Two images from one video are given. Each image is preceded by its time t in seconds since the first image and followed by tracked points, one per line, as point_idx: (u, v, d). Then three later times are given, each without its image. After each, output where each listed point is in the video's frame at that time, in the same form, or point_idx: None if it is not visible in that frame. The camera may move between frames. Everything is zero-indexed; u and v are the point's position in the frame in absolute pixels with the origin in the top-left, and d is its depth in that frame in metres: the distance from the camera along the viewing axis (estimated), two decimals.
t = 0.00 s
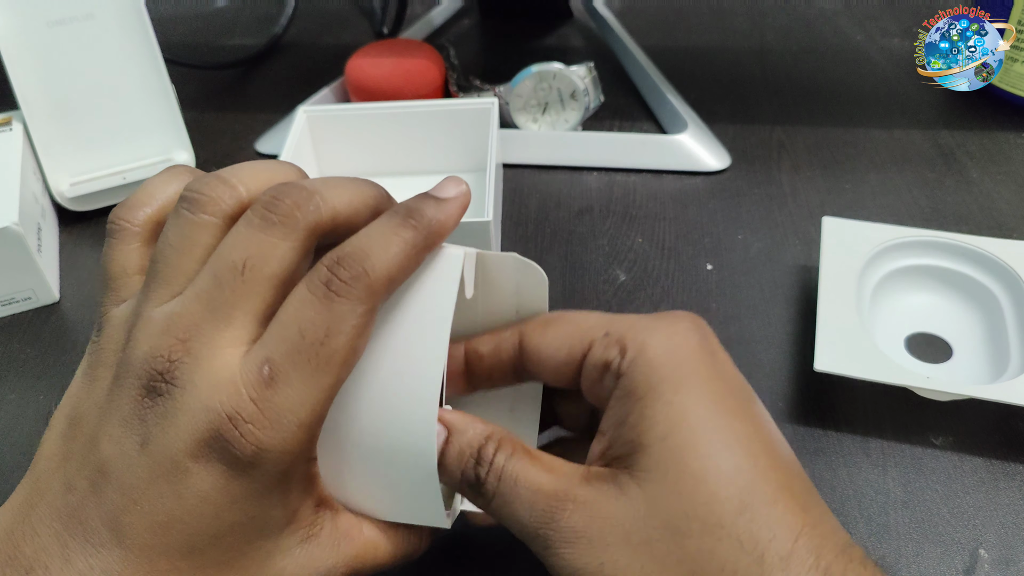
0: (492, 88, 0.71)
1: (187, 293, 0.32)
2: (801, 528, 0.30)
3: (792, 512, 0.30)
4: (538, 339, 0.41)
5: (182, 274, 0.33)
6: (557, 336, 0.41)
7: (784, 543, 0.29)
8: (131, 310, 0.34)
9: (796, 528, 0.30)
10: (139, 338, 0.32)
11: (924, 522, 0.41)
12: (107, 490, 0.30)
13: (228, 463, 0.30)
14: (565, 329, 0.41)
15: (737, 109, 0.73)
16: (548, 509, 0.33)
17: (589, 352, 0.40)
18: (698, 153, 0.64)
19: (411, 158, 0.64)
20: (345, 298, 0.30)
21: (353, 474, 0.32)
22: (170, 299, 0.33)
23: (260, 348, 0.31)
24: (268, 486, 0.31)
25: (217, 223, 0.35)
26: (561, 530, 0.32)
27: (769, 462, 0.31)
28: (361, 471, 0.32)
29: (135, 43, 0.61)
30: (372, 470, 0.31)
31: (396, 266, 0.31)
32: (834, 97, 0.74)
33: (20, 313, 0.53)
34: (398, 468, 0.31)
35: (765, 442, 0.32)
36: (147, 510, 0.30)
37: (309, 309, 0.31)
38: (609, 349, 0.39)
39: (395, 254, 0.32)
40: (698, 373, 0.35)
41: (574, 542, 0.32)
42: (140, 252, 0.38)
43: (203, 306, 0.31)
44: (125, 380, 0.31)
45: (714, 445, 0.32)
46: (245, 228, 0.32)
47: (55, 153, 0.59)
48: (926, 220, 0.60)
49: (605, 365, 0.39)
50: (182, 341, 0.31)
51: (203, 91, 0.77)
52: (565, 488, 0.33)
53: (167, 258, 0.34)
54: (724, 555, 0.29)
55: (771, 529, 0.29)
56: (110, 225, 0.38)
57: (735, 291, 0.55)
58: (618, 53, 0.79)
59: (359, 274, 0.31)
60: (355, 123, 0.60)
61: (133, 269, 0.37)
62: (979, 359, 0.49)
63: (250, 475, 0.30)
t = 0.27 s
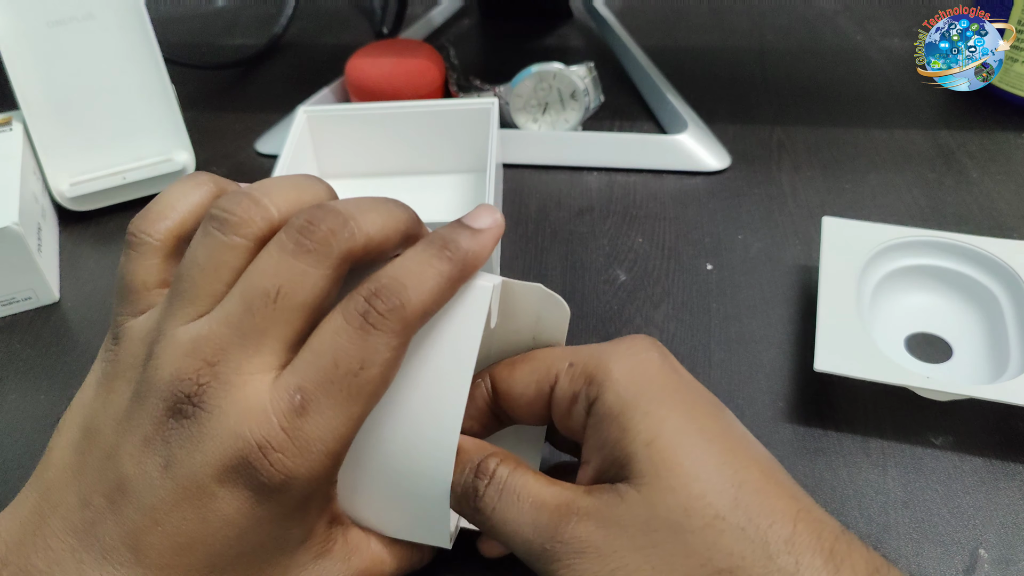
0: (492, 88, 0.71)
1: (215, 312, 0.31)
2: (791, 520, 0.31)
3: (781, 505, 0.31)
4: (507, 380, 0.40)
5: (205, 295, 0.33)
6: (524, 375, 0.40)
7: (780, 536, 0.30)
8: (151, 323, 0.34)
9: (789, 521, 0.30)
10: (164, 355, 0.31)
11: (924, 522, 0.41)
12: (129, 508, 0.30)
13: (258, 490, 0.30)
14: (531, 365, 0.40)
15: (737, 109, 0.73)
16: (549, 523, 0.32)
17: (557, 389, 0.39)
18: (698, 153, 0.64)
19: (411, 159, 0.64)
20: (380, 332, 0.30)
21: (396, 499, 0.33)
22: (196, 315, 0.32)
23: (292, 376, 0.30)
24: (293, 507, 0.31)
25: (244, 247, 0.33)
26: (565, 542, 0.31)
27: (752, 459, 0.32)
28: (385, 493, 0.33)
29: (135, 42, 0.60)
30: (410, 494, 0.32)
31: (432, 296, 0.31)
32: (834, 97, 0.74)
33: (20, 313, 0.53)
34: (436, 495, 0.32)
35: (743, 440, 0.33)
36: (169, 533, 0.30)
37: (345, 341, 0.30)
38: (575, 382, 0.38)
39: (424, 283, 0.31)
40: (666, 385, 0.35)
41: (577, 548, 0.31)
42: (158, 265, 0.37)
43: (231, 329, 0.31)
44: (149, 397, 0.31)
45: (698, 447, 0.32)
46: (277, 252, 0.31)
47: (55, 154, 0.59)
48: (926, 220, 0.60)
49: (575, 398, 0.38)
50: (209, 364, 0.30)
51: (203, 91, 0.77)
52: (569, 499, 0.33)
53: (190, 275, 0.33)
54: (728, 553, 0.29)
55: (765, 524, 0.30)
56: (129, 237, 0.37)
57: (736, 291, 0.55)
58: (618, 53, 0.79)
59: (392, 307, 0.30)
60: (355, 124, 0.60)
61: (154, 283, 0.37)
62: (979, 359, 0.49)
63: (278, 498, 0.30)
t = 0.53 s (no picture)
0: (492, 88, 0.71)
1: (164, 222, 0.32)
2: (820, 501, 0.31)
3: (813, 488, 0.31)
4: (558, 332, 0.41)
5: (158, 210, 0.34)
6: (576, 328, 0.40)
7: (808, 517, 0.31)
8: (103, 244, 0.34)
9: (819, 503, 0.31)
10: (110, 263, 0.32)
11: (925, 523, 0.41)
12: (61, 410, 0.30)
13: (191, 385, 0.30)
14: (585, 317, 0.41)
15: (737, 109, 0.73)
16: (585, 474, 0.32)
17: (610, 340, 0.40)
18: (698, 153, 0.64)
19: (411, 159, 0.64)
20: (313, 241, 0.30)
21: (336, 433, 0.32)
22: (145, 229, 0.33)
23: (228, 279, 0.31)
24: (226, 412, 0.31)
25: (202, 169, 0.35)
26: (599, 496, 0.31)
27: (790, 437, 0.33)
28: (328, 430, 0.32)
29: (135, 42, 0.61)
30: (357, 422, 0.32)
31: (372, 215, 0.31)
32: (834, 97, 0.74)
33: (19, 313, 0.53)
34: (375, 420, 0.31)
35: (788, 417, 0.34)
36: (95, 430, 0.30)
37: (277, 249, 0.30)
38: (630, 336, 0.39)
39: (368, 199, 0.31)
40: (719, 350, 0.35)
41: (605, 505, 0.31)
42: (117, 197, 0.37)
43: (175, 237, 0.32)
44: (92, 303, 0.32)
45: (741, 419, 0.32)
46: (224, 172, 0.33)
47: (56, 153, 0.58)
48: (926, 220, 0.60)
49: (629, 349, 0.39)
50: (150, 267, 0.31)
51: (203, 91, 0.77)
52: (601, 450, 0.32)
53: (145, 194, 0.34)
54: (757, 529, 0.30)
55: (796, 503, 0.31)
56: (90, 171, 0.38)
57: (735, 291, 0.55)
58: (618, 53, 0.79)
59: (330, 220, 0.30)
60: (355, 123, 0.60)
61: (107, 215, 0.37)
62: (979, 359, 0.49)
63: (211, 395, 0.30)
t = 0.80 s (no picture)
0: (492, 88, 0.71)
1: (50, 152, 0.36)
2: (928, 464, 0.32)
3: (923, 451, 0.32)
4: (679, 277, 0.45)
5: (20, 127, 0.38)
6: (696, 274, 0.44)
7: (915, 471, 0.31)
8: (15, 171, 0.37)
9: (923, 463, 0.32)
10: None
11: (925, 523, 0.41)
12: None
13: (23, 270, 0.34)
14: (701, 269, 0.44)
15: (737, 109, 0.73)
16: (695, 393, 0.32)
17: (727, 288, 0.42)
18: (698, 152, 0.65)
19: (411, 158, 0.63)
20: (142, 143, 0.34)
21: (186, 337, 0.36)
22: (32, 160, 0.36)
23: (65, 179, 0.35)
24: (56, 307, 0.34)
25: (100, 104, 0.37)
26: (718, 416, 0.31)
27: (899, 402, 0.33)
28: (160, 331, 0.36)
29: (137, 41, 0.61)
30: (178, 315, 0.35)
31: (199, 132, 0.34)
32: (834, 97, 0.74)
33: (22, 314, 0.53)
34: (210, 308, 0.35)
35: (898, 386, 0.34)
36: None
37: (121, 155, 0.34)
38: (756, 285, 0.40)
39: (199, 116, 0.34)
40: (841, 309, 0.36)
41: (721, 423, 0.31)
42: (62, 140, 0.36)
43: (24, 148, 0.36)
44: None
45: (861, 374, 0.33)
46: (88, 96, 0.37)
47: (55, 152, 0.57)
48: (926, 220, 0.60)
49: (744, 297, 0.40)
50: None
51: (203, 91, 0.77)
52: (724, 376, 0.32)
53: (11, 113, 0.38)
54: (874, 470, 0.30)
55: (909, 458, 0.31)
56: None
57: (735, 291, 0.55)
58: (618, 53, 0.78)
59: (158, 130, 0.34)
60: (355, 123, 0.60)
61: None
62: (979, 359, 0.49)
63: (36, 281, 0.34)
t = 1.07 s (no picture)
0: (492, 88, 0.71)
1: None
2: (961, 470, 0.32)
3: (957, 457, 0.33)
4: (740, 245, 0.44)
5: None
6: (757, 247, 0.43)
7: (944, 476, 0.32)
8: None
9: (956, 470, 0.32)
10: None
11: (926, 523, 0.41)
12: None
13: None
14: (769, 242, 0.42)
15: (737, 109, 0.73)
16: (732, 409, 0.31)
17: (789, 267, 0.41)
18: (698, 153, 0.65)
19: (410, 158, 0.63)
20: (65, 139, 0.33)
21: (69, 359, 0.33)
22: None
23: None
24: None
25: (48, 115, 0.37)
26: (749, 426, 0.31)
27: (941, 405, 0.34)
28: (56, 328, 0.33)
29: (135, 43, 0.61)
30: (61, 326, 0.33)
31: (127, 139, 0.34)
32: (834, 97, 0.74)
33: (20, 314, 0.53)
34: (84, 317, 0.33)
35: (944, 386, 0.34)
36: None
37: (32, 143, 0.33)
38: (814, 268, 0.39)
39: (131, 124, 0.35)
40: (895, 304, 0.36)
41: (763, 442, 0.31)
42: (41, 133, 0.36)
43: None
44: None
45: (906, 376, 0.33)
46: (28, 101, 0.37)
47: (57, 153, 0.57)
48: (926, 220, 0.60)
49: (804, 282, 0.40)
50: None
51: (203, 91, 0.77)
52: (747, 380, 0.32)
53: None
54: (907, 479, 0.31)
55: (941, 463, 0.32)
56: None
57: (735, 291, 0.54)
58: (617, 54, 0.78)
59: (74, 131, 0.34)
60: (355, 122, 0.60)
61: None
62: (980, 358, 0.49)
63: None
